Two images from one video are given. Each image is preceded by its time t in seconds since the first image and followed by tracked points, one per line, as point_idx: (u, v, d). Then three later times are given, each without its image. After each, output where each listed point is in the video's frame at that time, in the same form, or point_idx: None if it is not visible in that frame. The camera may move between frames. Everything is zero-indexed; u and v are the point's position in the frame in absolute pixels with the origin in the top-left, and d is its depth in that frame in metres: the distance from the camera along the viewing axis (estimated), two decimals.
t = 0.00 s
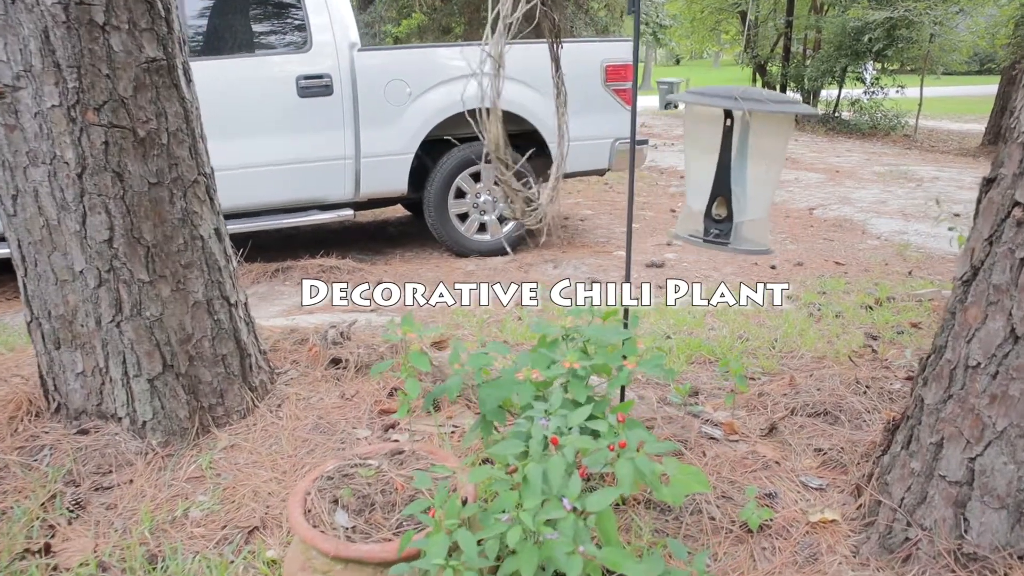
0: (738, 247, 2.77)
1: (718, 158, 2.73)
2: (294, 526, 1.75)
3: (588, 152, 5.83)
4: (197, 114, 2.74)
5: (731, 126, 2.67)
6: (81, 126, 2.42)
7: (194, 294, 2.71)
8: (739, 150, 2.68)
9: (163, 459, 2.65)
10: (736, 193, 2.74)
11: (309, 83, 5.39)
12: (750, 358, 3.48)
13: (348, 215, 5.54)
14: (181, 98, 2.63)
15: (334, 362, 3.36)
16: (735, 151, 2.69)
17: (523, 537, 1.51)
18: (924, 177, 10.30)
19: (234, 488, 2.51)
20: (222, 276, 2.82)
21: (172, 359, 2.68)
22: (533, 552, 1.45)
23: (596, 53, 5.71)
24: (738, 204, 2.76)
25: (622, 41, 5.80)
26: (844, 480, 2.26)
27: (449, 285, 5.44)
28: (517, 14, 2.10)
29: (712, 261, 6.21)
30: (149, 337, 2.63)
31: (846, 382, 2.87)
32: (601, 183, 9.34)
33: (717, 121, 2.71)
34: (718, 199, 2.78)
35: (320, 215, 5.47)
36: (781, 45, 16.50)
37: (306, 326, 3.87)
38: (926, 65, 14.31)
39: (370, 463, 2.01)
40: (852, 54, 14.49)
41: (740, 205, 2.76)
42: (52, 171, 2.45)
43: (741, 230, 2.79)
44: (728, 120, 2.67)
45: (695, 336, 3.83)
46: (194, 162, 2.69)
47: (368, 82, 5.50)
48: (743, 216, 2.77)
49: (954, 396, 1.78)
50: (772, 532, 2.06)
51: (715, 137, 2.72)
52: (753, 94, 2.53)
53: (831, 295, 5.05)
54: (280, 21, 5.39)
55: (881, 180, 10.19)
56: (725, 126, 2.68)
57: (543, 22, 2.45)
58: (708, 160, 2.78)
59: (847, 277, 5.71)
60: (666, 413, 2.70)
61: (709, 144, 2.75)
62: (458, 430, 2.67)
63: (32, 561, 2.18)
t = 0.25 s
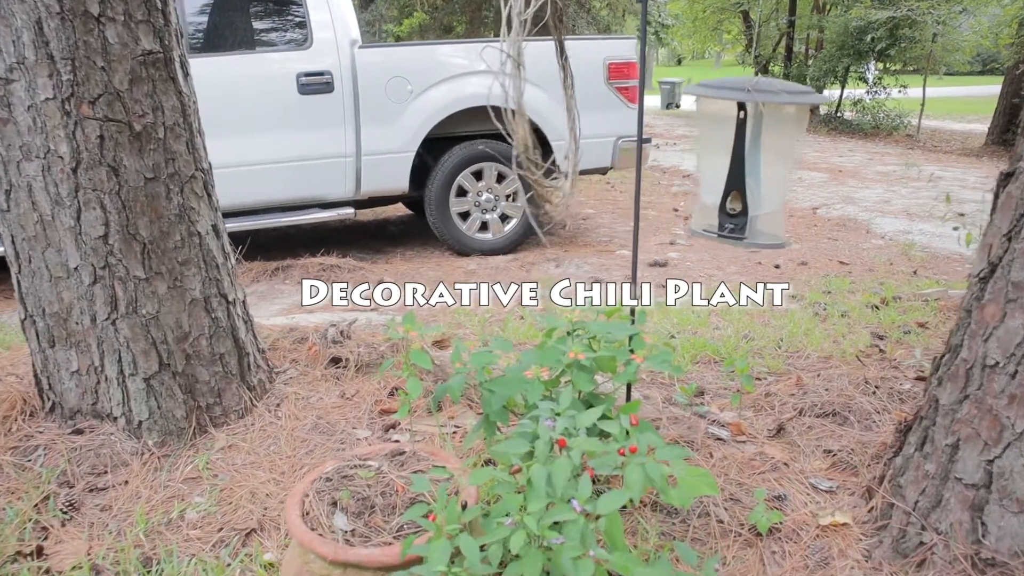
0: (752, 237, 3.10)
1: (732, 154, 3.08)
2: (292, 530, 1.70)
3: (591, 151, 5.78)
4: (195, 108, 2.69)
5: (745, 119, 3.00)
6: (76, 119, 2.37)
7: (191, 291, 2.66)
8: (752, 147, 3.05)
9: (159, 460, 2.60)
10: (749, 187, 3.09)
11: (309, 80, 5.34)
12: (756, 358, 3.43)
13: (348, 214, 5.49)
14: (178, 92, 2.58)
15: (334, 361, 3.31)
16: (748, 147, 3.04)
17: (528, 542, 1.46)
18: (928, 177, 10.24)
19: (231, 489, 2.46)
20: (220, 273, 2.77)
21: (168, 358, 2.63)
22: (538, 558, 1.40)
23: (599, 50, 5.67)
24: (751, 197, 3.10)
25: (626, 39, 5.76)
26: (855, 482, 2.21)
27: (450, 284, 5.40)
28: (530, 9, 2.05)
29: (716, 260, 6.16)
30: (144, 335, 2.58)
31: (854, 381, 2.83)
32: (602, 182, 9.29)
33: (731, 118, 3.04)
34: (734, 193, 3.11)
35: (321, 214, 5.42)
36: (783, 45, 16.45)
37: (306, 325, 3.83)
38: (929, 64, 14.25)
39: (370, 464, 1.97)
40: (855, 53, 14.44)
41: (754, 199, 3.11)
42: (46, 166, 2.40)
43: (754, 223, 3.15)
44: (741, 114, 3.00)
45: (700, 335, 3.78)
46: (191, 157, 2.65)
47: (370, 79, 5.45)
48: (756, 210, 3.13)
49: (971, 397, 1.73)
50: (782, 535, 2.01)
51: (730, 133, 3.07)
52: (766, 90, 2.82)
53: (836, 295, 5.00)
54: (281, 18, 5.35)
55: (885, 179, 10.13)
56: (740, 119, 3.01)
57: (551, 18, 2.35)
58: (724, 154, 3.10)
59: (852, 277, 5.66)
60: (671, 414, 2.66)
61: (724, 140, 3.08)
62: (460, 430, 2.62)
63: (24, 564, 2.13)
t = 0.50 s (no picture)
0: (774, 232, 2.64)
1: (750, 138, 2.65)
2: (291, 531, 1.64)
3: (595, 148, 5.72)
4: (192, 99, 2.64)
5: (764, 105, 2.59)
6: (70, 109, 2.32)
7: (189, 286, 2.61)
8: (774, 128, 2.60)
9: (155, 459, 2.54)
10: (770, 176, 2.64)
11: (310, 76, 5.28)
12: (764, 356, 3.37)
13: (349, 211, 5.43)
14: (175, 82, 2.53)
15: (336, 358, 3.25)
16: (769, 130, 2.60)
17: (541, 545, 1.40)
18: (933, 176, 10.16)
19: (229, 489, 2.40)
20: (218, 268, 2.72)
21: (166, 354, 2.58)
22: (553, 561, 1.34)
23: (603, 46, 5.61)
24: (773, 187, 2.65)
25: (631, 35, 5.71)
26: (870, 482, 2.15)
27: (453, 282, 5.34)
28: None
29: (720, 258, 6.10)
30: (141, 331, 2.52)
31: (866, 379, 2.76)
32: (605, 180, 9.22)
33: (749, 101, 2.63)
34: (751, 184, 2.66)
35: (322, 211, 5.37)
36: (786, 44, 16.38)
37: (307, 322, 3.77)
38: (932, 63, 14.17)
39: (372, 463, 1.91)
40: (858, 52, 14.36)
41: (774, 189, 2.65)
42: (40, 157, 2.35)
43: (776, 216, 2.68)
44: (760, 98, 2.59)
45: (706, 333, 3.72)
46: (188, 149, 2.60)
47: (371, 75, 5.39)
48: (777, 201, 2.67)
49: (995, 394, 1.67)
50: (797, 537, 1.96)
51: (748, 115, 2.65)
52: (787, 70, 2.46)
53: (843, 293, 4.93)
54: (281, 13, 5.29)
55: (889, 178, 10.06)
56: (758, 105, 2.60)
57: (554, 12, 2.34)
58: (740, 140, 2.70)
59: (858, 275, 5.59)
60: (680, 412, 2.60)
61: (741, 126, 2.68)
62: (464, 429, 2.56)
63: (14, 566, 2.07)
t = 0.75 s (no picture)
0: (781, 221, 2.54)
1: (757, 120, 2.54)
2: (282, 530, 1.58)
3: (596, 144, 5.66)
4: (184, 88, 2.58)
5: (770, 86, 2.46)
6: (57, 96, 2.26)
7: (181, 280, 2.54)
8: (782, 110, 2.50)
9: (146, 457, 2.47)
10: (777, 162, 2.55)
11: (307, 71, 5.21)
12: (769, 351, 3.30)
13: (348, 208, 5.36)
14: (166, 70, 2.47)
15: (332, 354, 3.19)
16: (776, 112, 2.51)
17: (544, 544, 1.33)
18: (936, 173, 10.09)
19: (221, 487, 2.34)
20: (211, 261, 2.65)
21: (157, 349, 2.51)
22: (556, 561, 1.28)
23: (603, 41, 5.54)
24: (780, 173, 2.55)
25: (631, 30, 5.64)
26: (881, 479, 2.09)
27: (452, 279, 5.28)
28: None
29: (722, 255, 6.04)
30: (131, 325, 2.46)
31: (874, 374, 2.70)
32: (605, 177, 9.16)
33: (755, 81, 2.51)
34: (759, 168, 2.56)
35: (319, 207, 5.31)
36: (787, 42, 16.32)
37: (303, 319, 3.70)
38: (934, 61, 14.10)
39: (367, 460, 1.84)
40: (860, 50, 14.29)
41: (782, 175, 2.56)
42: (26, 146, 2.29)
43: (782, 203, 2.58)
44: (767, 79, 2.47)
45: (710, 329, 3.66)
46: (180, 139, 2.53)
47: (370, 69, 5.32)
48: (784, 188, 2.57)
49: (1014, 386, 1.62)
50: (806, 536, 1.89)
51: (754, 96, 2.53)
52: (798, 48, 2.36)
53: (848, 289, 4.87)
54: (280, 8, 5.24)
55: (892, 175, 9.99)
56: (764, 85, 2.47)
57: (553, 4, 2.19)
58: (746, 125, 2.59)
59: (862, 271, 5.52)
60: (684, 408, 2.53)
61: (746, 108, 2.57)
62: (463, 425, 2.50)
63: None
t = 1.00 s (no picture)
0: (775, 204, 2.41)
1: (753, 99, 2.42)
2: (266, 525, 1.52)
3: (595, 140, 5.61)
4: (171, 76, 2.52)
5: (769, 62, 2.34)
6: (40, 82, 2.20)
7: (170, 271, 2.49)
8: (779, 90, 2.37)
9: (133, 452, 2.42)
10: (773, 145, 2.42)
11: (304, 66, 5.16)
12: (770, 345, 3.25)
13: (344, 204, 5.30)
14: (153, 57, 2.42)
15: (325, 349, 3.14)
16: (773, 91, 2.38)
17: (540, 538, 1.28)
18: (937, 170, 10.04)
19: (209, 482, 2.29)
20: (200, 253, 2.60)
21: (145, 342, 2.46)
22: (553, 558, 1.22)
23: (603, 36, 5.47)
24: (775, 155, 2.43)
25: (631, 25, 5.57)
26: (885, 473, 2.04)
27: (450, 275, 5.23)
28: None
29: (722, 251, 5.99)
30: (118, 318, 2.41)
31: (877, 367, 2.64)
32: (605, 175, 9.10)
33: (753, 58, 2.38)
34: (753, 150, 2.44)
35: (315, 202, 5.24)
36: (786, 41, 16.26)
37: (296, 314, 3.65)
38: (934, 59, 14.05)
39: (355, 453, 1.79)
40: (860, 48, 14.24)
41: (777, 157, 2.43)
42: (8, 133, 2.23)
43: (778, 187, 2.45)
44: (765, 56, 2.35)
45: (709, 323, 3.60)
46: (168, 127, 2.48)
47: (366, 64, 5.25)
48: (780, 171, 2.44)
49: None
50: (809, 531, 1.84)
51: (751, 74, 2.41)
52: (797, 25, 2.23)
53: (849, 284, 4.82)
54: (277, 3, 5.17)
55: (892, 172, 9.94)
56: (763, 62, 2.35)
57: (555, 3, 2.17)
58: (741, 104, 2.47)
59: (864, 267, 5.47)
60: (683, 402, 2.48)
61: (744, 86, 2.44)
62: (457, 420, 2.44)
63: None
